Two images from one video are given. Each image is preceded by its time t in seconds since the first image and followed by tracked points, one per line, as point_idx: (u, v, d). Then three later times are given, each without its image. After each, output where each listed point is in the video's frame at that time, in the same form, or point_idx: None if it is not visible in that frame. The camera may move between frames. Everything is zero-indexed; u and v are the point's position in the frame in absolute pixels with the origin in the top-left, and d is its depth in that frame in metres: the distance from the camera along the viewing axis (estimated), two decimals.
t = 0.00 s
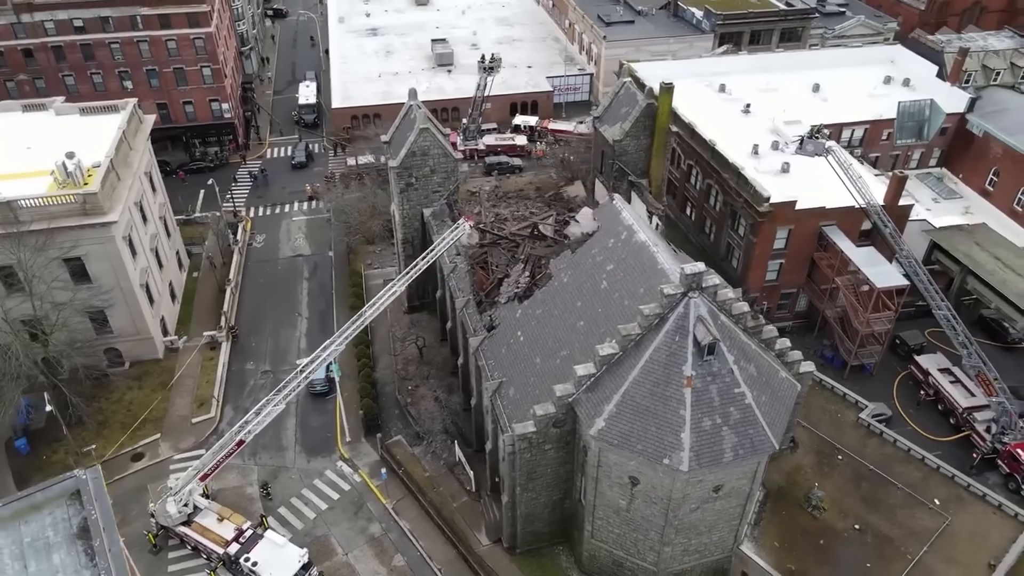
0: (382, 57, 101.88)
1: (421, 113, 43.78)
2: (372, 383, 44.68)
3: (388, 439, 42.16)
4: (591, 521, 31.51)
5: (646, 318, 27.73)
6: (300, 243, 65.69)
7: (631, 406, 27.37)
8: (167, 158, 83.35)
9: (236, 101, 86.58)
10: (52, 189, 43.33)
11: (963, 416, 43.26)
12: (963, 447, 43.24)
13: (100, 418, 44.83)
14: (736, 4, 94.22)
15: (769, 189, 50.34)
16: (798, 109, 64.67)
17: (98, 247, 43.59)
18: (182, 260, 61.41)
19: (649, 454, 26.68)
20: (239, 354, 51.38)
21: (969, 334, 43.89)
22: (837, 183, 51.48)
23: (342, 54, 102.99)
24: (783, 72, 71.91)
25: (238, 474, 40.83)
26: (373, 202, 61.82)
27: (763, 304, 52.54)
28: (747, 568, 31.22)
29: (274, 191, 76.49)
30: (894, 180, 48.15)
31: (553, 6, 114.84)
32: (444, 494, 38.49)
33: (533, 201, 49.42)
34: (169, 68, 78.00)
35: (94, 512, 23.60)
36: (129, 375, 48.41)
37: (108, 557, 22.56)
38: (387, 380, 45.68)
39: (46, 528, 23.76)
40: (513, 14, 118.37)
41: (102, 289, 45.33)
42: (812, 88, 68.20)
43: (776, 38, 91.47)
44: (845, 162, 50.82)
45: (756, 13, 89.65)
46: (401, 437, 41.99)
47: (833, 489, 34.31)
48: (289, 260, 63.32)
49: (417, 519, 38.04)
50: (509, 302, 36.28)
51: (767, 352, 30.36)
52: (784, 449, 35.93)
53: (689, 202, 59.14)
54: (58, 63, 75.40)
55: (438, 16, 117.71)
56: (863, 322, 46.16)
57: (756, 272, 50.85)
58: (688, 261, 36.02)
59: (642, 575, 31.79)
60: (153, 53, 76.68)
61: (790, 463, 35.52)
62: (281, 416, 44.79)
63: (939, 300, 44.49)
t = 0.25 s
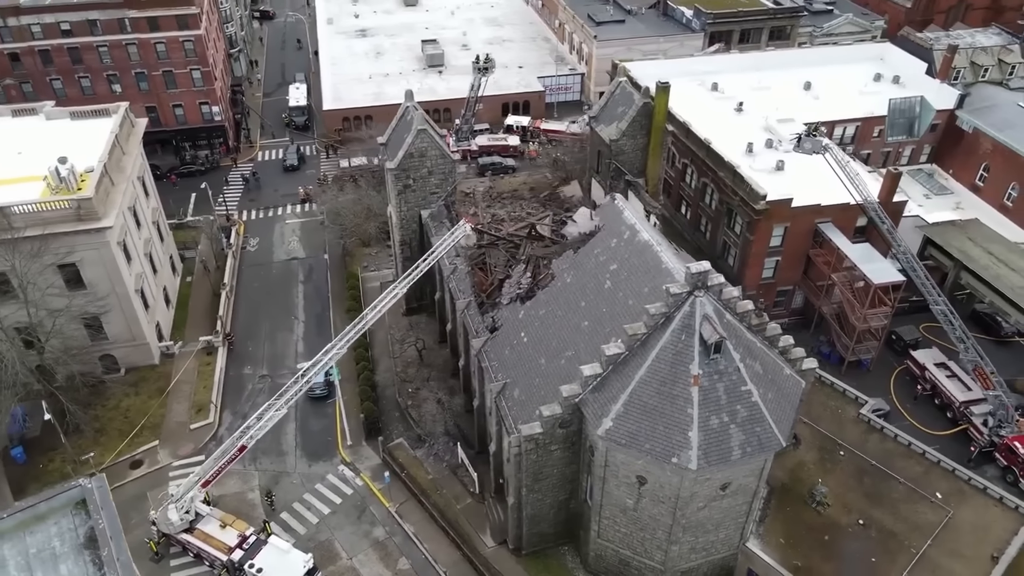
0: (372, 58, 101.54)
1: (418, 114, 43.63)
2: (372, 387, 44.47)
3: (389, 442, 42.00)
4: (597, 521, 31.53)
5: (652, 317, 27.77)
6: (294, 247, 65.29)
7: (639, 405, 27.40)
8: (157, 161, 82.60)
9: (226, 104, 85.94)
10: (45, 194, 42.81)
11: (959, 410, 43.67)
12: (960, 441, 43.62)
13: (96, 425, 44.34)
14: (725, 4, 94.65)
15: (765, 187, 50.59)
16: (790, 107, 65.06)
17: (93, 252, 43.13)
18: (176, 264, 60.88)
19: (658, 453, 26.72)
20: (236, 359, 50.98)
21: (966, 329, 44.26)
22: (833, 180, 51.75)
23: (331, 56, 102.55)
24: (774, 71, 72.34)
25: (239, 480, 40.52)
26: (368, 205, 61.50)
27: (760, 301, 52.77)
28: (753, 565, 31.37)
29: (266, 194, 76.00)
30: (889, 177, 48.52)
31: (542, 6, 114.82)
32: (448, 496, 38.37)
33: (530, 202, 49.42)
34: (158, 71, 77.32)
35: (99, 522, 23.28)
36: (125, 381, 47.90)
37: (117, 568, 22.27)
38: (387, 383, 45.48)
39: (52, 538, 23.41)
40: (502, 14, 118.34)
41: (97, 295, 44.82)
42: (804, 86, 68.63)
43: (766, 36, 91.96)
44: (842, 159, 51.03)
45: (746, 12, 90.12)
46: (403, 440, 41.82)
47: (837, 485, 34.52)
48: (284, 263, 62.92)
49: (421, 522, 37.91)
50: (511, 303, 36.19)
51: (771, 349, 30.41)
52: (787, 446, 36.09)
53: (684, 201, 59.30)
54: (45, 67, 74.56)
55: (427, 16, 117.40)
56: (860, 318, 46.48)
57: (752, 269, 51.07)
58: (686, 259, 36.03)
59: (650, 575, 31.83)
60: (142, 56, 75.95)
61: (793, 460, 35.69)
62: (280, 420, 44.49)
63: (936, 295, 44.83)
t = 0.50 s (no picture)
0: (359, 59, 101.09)
1: (414, 115, 43.48)
2: (371, 391, 44.24)
3: (390, 445, 41.80)
4: (604, 520, 31.54)
5: (658, 316, 27.83)
6: (287, 250, 64.83)
7: (646, 404, 27.44)
8: (144, 166, 81.68)
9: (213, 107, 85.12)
10: (36, 201, 42.19)
11: (955, 403, 44.12)
12: (956, 433, 44.09)
13: (91, 434, 43.75)
14: (712, 2, 95.14)
15: (760, 184, 50.92)
16: (780, 104, 65.54)
17: (86, 259, 42.58)
18: (167, 270, 60.22)
19: (666, 452, 26.77)
20: (231, 364, 50.53)
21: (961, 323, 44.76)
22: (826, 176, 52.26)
23: (318, 57, 101.95)
24: (762, 69, 72.86)
25: (239, 487, 40.16)
26: (362, 207, 61.21)
27: (755, 298, 53.11)
28: (759, 560, 31.55)
29: (257, 198, 75.40)
30: (882, 173, 49.06)
31: (528, 6, 114.81)
32: (451, 499, 38.25)
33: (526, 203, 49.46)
34: (144, 74, 76.45)
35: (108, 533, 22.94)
36: (119, 389, 47.32)
37: None
38: (387, 386, 45.28)
39: (59, 551, 23.07)
40: (489, 14, 118.23)
41: (91, 302, 44.25)
42: (793, 83, 69.18)
43: (753, 34, 92.54)
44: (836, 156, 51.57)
45: (732, 10, 90.65)
46: (404, 443, 41.66)
47: (839, 480, 34.78)
48: (277, 267, 62.45)
49: (425, 525, 37.75)
50: (513, 304, 36.15)
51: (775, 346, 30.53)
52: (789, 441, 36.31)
53: (677, 199, 59.52)
54: (29, 71, 73.49)
55: (414, 17, 116.98)
56: (856, 313, 46.93)
57: (747, 266, 51.37)
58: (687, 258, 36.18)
59: (657, 573, 31.89)
60: (127, 59, 75.09)
61: (795, 455, 35.92)
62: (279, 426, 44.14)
63: (931, 290, 45.35)
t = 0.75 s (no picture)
0: (348, 61, 100.65)
1: (409, 117, 43.32)
2: (371, 394, 44.02)
3: (391, 448, 41.63)
4: (610, 520, 31.55)
5: (663, 315, 27.87)
6: (280, 254, 64.40)
7: (653, 403, 27.48)
8: (133, 171, 80.85)
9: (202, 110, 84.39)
10: (28, 207, 41.63)
11: (951, 397, 44.54)
12: (952, 427, 44.50)
13: (87, 443, 43.25)
14: (700, 1, 95.53)
15: (755, 182, 51.16)
16: (772, 102, 65.91)
17: (80, 266, 42.10)
18: (160, 275, 59.65)
19: (674, 450, 26.82)
20: (228, 369, 50.13)
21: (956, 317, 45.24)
22: (820, 174, 52.59)
23: (307, 59, 101.38)
24: (752, 67, 73.29)
25: (239, 493, 39.85)
26: (356, 209, 60.90)
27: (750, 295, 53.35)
28: (765, 557, 31.71)
29: (248, 201, 74.83)
30: (876, 169, 49.47)
31: (517, 6, 114.74)
32: (454, 501, 38.15)
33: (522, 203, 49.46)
34: (132, 78, 75.68)
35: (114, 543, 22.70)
36: (115, 396, 46.81)
37: None
38: (386, 389, 45.08)
39: (65, 561, 22.84)
40: (477, 15, 118.07)
41: (85, 309, 43.74)
42: (783, 81, 69.62)
43: (741, 33, 93.01)
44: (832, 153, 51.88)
45: (721, 9, 91.06)
46: (405, 446, 41.51)
47: (842, 475, 35.01)
48: (270, 270, 62.01)
49: (428, 528, 37.63)
50: (515, 306, 36.08)
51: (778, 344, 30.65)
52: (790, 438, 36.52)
53: (671, 197, 59.70)
54: (15, 76, 72.57)
55: (402, 18, 116.58)
56: (852, 309, 47.26)
57: (743, 264, 51.61)
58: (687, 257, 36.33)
59: (664, 571, 31.94)
60: (115, 63, 74.30)
61: (797, 451, 36.13)
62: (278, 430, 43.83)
63: (927, 285, 45.79)
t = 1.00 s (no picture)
0: (335, 63, 100.11)
1: (405, 118, 43.13)
2: (370, 398, 43.78)
3: (393, 452, 41.45)
4: (616, 520, 31.59)
5: (669, 314, 27.94)
6: (272, 258, 63.92)
7: (660, 402, 27.53)
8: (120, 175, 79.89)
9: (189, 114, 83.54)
10: (18, 214, 41.02)
11: (946, 390, 45.00)
12: (948, 419, 44.98)
13: (83, 452, 42.70)
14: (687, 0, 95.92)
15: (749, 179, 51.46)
16: (761, 100, 66.32)
17: (73, 273, 41.56)
18: (151, 281, 58.99)
19: (682, 449, 26.90)
20: (223, 375, 49.67)
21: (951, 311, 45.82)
22: (813, 171, 53.00)
23: (293, 61, 100.69)
24: (741, 65, 73.75)
25: (240, 500, 39.50)
26: (349, 212, 60.55)
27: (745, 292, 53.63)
28: (770, 553, 31.90)
29: (237, 205, 74.19)
30: (868, 166, 49.95)
31: (503, 6, 114.65)
32: (458, 503, 38.04)
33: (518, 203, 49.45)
34: (118, 82, 74.77)
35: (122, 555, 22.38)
36: (109, 404, 46.24)
37: None
38: (386, 393, 44.88)
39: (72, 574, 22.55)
40: (464, 15, 117.82)
41: (78, 317, 43.16)
42: (772, 79, 70.10)
43: (728, 31, 93.54)
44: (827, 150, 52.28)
45: (708, 7, 91.49)
46: (407, 449, 41.35)
47: (844, 469, 35.30)
48: (263, 274, 61.51)
49: (432, 531, 37.49)
50: (517, 307, 36.01)
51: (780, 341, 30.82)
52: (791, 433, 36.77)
53: (665, 196, 59.89)
54: None
55: (388, 19, 116.14)
56: (847, 304, 47.64)
57: (738, 261, 51.89)
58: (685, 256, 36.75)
59: (670, 570, 32.02)
60: (100, 67, 73.41)
61: (799, 447, 36.39)
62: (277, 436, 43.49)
63: (922, 279, 46.29)
